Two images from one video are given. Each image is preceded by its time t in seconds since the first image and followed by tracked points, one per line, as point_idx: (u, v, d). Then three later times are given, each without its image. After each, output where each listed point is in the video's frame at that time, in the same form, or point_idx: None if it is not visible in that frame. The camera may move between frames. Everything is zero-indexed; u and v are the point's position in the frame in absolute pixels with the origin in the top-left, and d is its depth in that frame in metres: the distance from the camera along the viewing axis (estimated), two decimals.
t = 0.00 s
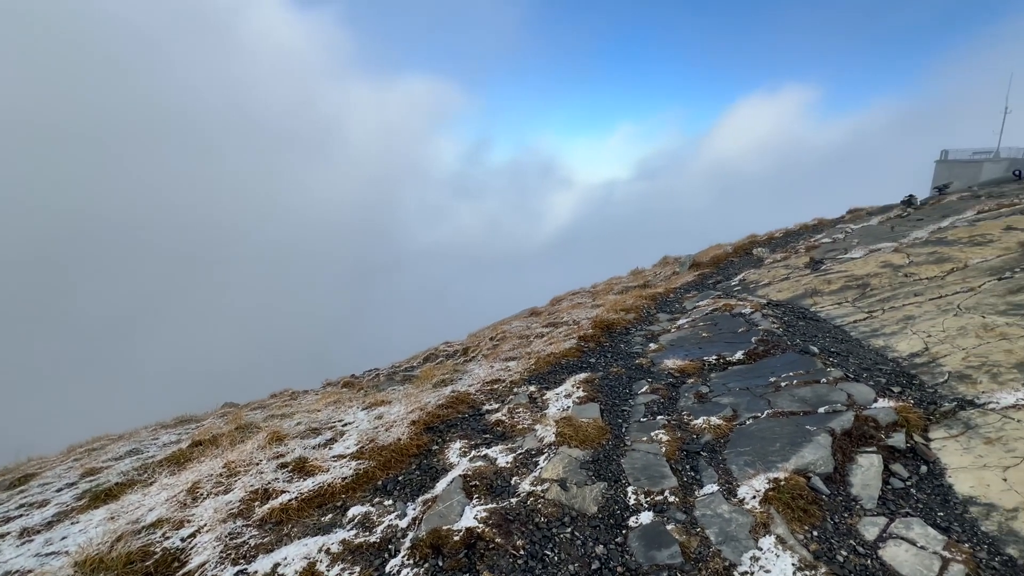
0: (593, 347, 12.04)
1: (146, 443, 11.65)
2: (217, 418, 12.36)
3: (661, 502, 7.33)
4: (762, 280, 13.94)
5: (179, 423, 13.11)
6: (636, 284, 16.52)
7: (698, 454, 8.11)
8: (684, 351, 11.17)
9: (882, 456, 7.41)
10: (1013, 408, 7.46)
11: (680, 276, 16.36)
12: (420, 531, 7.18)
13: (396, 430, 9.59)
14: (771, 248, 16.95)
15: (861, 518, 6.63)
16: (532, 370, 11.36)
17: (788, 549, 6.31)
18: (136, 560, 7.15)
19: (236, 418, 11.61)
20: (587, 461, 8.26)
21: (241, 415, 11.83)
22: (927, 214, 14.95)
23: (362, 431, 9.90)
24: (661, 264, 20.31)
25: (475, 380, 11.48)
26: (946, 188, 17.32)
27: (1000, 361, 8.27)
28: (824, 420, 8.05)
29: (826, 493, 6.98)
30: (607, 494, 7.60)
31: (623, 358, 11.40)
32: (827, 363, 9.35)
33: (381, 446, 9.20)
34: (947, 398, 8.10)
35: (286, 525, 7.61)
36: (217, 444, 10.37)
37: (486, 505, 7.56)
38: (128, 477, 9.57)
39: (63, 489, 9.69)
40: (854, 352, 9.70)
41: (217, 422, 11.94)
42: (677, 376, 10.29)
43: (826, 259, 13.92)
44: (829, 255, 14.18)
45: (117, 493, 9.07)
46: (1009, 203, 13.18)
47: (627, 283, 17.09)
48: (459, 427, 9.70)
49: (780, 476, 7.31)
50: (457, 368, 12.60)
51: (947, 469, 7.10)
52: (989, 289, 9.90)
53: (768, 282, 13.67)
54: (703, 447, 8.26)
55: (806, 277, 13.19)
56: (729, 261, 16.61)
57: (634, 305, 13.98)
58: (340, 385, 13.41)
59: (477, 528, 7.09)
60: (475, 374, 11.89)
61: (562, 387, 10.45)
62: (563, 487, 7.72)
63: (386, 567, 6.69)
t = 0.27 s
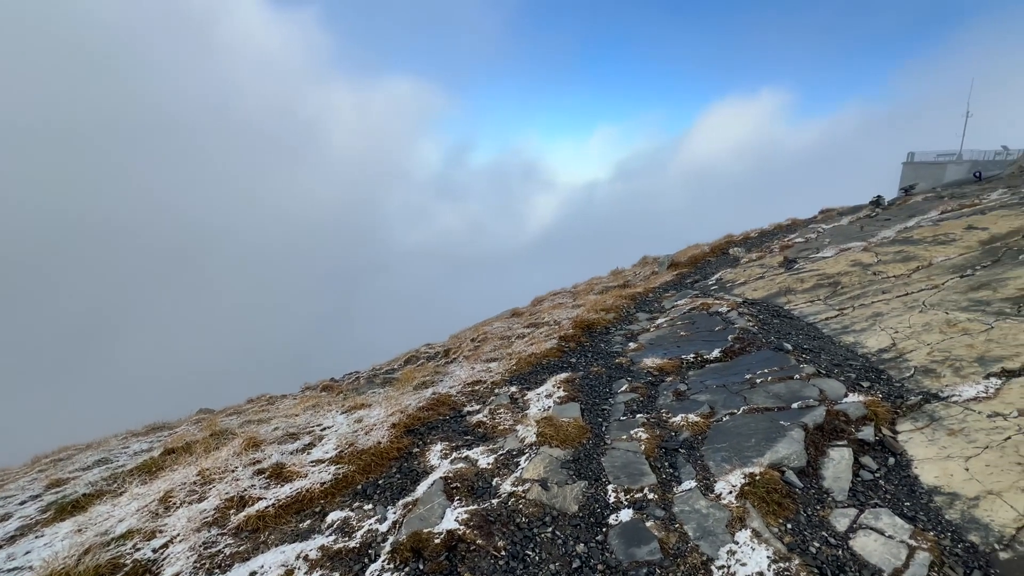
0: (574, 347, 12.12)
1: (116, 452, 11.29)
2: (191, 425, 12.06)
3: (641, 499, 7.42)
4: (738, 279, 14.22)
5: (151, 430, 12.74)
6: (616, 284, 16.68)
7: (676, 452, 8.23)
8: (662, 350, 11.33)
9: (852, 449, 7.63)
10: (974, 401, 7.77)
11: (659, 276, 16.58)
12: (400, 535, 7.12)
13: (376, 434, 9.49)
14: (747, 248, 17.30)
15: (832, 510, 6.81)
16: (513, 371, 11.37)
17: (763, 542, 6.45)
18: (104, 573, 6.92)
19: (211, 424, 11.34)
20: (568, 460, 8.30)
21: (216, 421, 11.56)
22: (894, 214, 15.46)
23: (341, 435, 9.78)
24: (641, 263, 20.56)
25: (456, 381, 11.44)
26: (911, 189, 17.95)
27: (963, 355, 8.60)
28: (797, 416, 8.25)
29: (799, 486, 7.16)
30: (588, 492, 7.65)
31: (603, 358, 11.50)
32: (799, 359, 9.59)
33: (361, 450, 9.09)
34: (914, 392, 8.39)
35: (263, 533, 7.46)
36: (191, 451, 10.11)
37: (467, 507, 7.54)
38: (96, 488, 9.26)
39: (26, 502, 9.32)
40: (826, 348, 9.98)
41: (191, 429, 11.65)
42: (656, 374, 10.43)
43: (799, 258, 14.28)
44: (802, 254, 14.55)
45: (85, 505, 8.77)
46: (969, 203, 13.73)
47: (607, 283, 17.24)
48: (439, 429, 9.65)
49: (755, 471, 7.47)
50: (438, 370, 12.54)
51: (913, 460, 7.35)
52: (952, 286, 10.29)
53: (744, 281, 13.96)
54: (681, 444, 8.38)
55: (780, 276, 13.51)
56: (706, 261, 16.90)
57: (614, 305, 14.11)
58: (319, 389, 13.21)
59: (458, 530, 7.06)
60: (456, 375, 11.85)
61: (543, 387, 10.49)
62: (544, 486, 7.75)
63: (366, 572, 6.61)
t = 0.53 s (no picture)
0: (556, 347, 12.18)
1: (85, 462, 10.92)
2: (165, 433, 11.74)
3: (622, 497, 7.49)
4: (716, 279, 14.48)
5: (123, 439, 12.37)
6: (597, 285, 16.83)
7: (657, 449, 8.33)
8: (643, 349, 11.46)
9: (825, 443, 7.83)
10: (941, 394, 8.06)
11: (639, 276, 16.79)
12: (382, 539, 7.05)
13: (357, 438, 9.39)
14: (724, 248, 17.63)
15: (807, 503, 6.99)
16: (495, 372, 11.37)
17: (741, 536, 6.58)
18: None
19: (186, 431, 11.06)
20: (550, 460, 8.34)
21: (191, 428, 11.28)
22: (865, 214, 15.94)
23: (321, 439, 9.64)
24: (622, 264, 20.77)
25: (438, 383, 11.39)
26: (881, 190, 18.54)
27: (929, 350, 8.92)
28: (774, 412, 8.43)
29: (775, 481, 7.32)
30: (570, 492, 7.69)
31: (585, 357, 11.59)
32: (775, 356, 9.81)
33: (342, 454, 8.98)
34: (884, 386, 8.66)
35: (240, 541, 7.30)
36: (165, 459, 9.84)
37: (450, 509, 7.50)
38: (64, 500, 8.94)
39: None
40: (800, 345, 10.23)
41: (164, 437, 11.34)
42: (637, 373, 10.55)
43: (774, 258, 14.61)
44: (777, 254, 14.89)
45: (52, 517, 8.45)
46: (935, 204, 14.24)
47: (589, 284, 17.38)
48: (422, 432, 9.59)
49: (733, 467, 7.61)
50: (420, 372, 12.46)
51: (883, 452, 7.58)
52: (919, 284, 10.66)
53: (721, 281, 14.22)
54: (661, 441, 8.49)
55: (757, 275, 13.80)
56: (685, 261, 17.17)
57: (595, 305, 14.23)
58: (299, 393, 13.01)
59: (441, 532, 7.02)
60: (438, 377, 11.80)
61: (525, 388, 10.51)
62: (527, 487, 7.77)
63: None
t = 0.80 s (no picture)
0: (539, 348, 12.22)
1: (53, 473, 10.54)
2: (138, 441, 11.41)
3: (605, 496, 7.55)
4: (695, 279, 14.70)
5: (93, 448, 11.98)
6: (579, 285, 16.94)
7: (638, 448, 8.42)
8: (624, 348, 11.58)
9: (801, 439, 8.02)
10: (910, 388, 8.33)
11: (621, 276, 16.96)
12: (364, 544, 6.97)
13: (338, 442, 9.27)
14: (704, 248, 17.93)
15: (784, 497, 7.14)
16: (478, 374, 11.35)
17: (720, 531, 6.69)
18: None
19: (160, 439, 10.77)
20: (533, 461, 8.36)
21: (166, 436, 10.99)
22: (838, 214, 16.38)
23: (301, 444, 9.49)
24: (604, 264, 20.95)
25: (420, 386, 11.32)
26: (853, 191, 19.07)
27: (899, 346, 9.21)
28: (751, 408, 8.60)
29: (753, 476, 7.46)
30: (553, 492, 7.72)
31: (567, 358, 11.65)
32: (753, 354, 10.01)
33: (322, 459, 8.86)
34: (856, 382, 8.91)
35: (218, 550, 7.14)
36: (138, 468, 9.57)
37: (432, 512, 7.46)
38: (30, 512, 8.62)
39: None
40: (777, 343, 10.46)
41: (138, 445, 11.03)
42: (619, 373, 10.65)
43: (752, 258, 14.91)
44: (754, 254, 15.20)
45: (18, 531, 8.14)
46: (903, 205, 14.72)
47: (571, 284, 17.49)
48: (404, 435, 9.52)
49: (713, 463, 7.74)
50: (403, 374, 12.37)
51: (856, 446, 7.80)
52: (889, 282, 11.00)
53: (701, 281, 14.45)
54: (643, 440, 8.59)
55: (735, 275, 14.06)
56: (666, 261, 17.40)
57: (577, 306, 14.32)
58: (278, 398, 12.79)
59: (424, 536, 6.98)
60: (421, 380, 11.73)
61: (508, 389, 10.52)
62: (510, 488, 7.77)
63: None
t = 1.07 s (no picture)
0: (522, 349, 12.25)
1: (19, 486, 10.17)
2: (111, 450, 11.08)
3: (587, 496, 7.60)
4: (676, 279, 14.91)
5: (63, 458, 11.59)
6: (562, 286, 17.03)
7: (620, 447, 8.50)
8: (606, 348, 11.67)
9: (778, 435, 8.18)
10: (881, 384, 8.58)
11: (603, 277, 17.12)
12: (345, 550, 6.89)
13: (319, 447, 9.15)
14: (684, 248, 18.21)
15: (762, 492, 7.29)
16: (461, 376, 11.31)
17: (700, 528, 6.79)
18: None
19: (133, 448, 10.47)
20: (516, 462, 8.37)
21: (139, 444, 10.69)
22: (812, 215, 16.78)
23: (280, 450, 9.34)
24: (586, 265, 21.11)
25: (403, 389, 11.24)
26: (827, 192, 19.57)
27: (871, 343, 9.48)
28: (730, 406, 8.76)
29: (732, 473, 7.60)
30: (536, 492, 7.74)
31: (550, 358, 11.70)
32: (731, 353, 10.19)
33: (302, 465, 8.73)
34: (830, 378, 9.14)
35: (194, 560, 6.98)
36: (110, 478, 9.29)
37: (415, 516, 7.41)
38: None
39: None
40: (754, 342, 10.67)
41: (110, 454, 10.70)
42: (601, 373, 10.73)
43: (730, 258, 15.18)
44: (733, 254, 15.48)
45: None
46: (875, 205, 15.16)
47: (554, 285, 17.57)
48: (386, 438, 9.44)
49: (693, 461, 7.85)
50: (385, 377, 12.27)
51: (831, 441, 7.99)
52: (861, 281, 11.31)
53: (681, 281, 14.65)
54: (625, 439, 8.67)
55: (714, 275, 14.29)
56: (647, 261, 17.61)
57: (560, 306, 14.39)
58: (257, 403, 12.56)
59: (406, 540, 6.92)
60: (403, 383, 11.65)
61: (491, 390, 10.51)
62: (493, 489, 7.77)
63: None
